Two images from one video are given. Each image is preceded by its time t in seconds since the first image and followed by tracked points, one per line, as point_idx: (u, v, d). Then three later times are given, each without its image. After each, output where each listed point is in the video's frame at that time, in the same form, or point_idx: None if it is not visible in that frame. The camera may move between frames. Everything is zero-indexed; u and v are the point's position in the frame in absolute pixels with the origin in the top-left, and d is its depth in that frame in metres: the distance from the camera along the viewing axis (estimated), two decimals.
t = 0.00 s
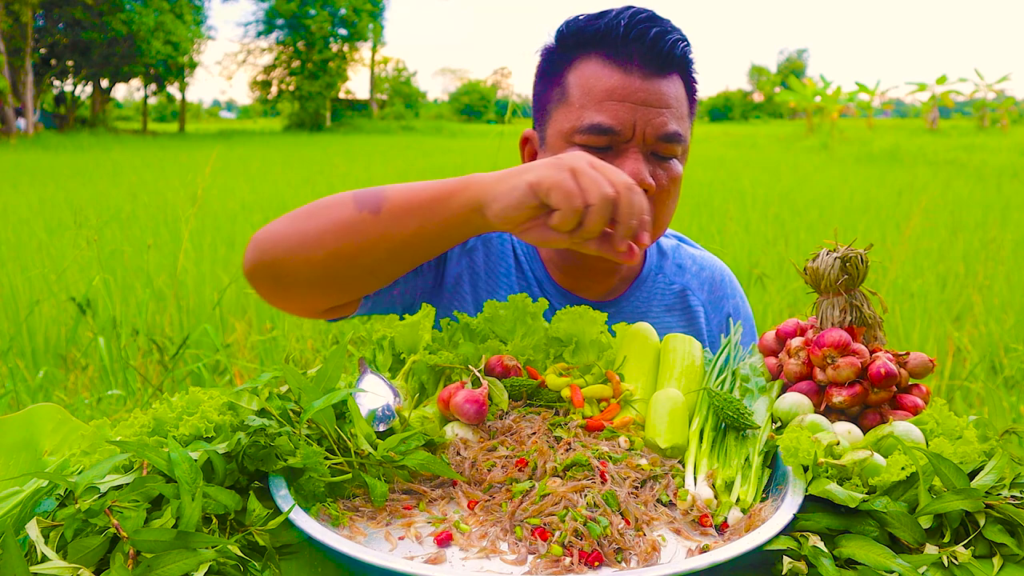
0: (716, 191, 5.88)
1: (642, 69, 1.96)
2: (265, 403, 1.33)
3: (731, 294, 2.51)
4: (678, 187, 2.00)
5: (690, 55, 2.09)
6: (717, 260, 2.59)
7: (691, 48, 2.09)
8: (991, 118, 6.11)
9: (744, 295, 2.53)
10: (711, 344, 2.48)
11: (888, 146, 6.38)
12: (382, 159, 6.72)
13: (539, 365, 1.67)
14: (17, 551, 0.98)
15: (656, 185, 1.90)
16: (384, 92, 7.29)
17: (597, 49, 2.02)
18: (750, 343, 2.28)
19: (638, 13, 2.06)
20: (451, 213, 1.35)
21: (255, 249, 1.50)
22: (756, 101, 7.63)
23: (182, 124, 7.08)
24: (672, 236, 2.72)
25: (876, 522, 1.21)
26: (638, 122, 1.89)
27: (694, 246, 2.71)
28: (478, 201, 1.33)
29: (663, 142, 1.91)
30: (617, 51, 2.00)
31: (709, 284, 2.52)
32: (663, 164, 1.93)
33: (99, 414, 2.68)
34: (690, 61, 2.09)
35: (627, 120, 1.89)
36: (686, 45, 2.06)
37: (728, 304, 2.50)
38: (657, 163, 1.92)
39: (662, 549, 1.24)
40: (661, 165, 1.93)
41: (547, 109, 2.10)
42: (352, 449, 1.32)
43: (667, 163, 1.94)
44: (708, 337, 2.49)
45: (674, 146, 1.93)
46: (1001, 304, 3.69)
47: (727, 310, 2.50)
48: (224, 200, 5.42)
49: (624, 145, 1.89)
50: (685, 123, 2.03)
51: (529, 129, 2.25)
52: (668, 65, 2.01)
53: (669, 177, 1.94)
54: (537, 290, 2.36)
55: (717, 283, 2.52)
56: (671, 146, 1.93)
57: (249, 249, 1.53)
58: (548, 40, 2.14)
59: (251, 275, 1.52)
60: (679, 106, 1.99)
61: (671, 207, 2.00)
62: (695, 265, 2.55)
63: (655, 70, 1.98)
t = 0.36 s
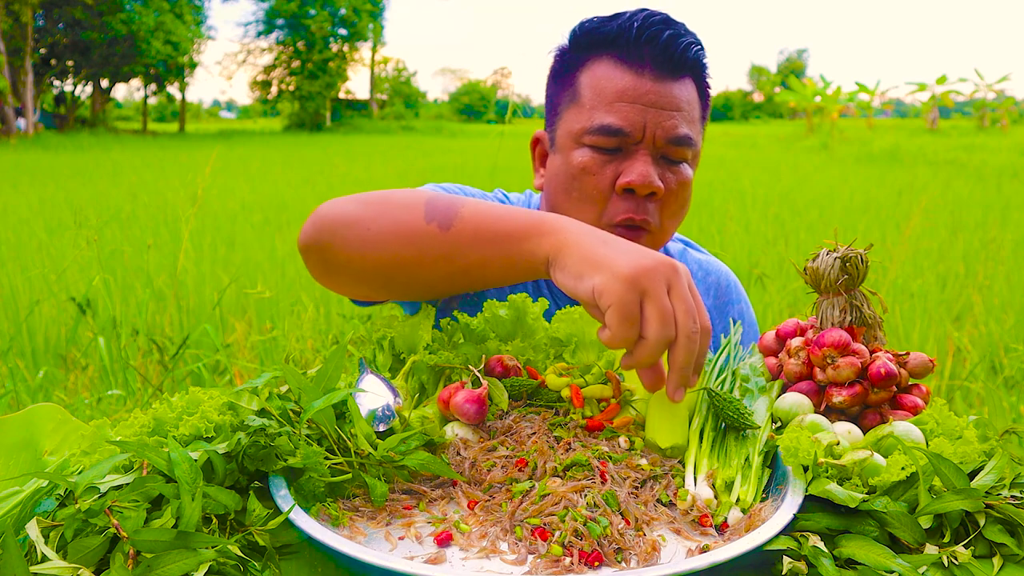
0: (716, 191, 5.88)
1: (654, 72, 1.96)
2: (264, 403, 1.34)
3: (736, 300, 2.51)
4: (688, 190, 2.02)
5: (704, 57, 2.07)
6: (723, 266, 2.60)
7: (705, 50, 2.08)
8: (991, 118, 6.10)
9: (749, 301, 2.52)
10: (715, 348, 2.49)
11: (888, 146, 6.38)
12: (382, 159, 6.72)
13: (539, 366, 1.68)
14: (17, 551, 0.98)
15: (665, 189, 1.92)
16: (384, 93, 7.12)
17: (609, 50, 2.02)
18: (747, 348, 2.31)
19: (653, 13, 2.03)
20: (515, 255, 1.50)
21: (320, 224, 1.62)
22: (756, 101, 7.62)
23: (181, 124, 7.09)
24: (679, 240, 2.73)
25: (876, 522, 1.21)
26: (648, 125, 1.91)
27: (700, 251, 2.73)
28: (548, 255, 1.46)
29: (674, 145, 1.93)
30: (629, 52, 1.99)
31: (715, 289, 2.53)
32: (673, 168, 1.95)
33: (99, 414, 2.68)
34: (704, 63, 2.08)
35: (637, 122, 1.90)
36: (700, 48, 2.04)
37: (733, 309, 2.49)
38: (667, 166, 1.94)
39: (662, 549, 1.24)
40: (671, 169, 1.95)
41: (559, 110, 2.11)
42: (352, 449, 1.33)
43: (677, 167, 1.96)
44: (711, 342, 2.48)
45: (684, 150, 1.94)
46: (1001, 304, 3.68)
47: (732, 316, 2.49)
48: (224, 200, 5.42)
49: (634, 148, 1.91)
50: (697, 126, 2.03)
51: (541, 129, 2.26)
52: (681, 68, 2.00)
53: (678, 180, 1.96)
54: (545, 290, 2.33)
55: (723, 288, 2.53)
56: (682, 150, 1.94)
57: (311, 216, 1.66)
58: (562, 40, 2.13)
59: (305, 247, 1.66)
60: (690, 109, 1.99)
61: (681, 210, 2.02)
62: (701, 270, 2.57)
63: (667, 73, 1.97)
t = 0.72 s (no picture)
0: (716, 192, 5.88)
1: (659, 77, 1.95)
2: (264, 403, 1.34)
3: (739, 302, 2.51)
4: (691, 196, 2.02)
5: (711, 63, 2.06)
6: (726, 268, 2.60)
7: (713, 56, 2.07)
8: (991, 118, 6.11)
9: (752, 304, 2.52)
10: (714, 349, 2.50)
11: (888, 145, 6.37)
12: (382, 158, 6.72)
13: (539, 366, 1.68)
14: (17, 551, 0.98)
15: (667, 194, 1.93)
16: (384, 93, 7.04)
17: (615, 53, 2.02)
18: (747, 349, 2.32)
19: (661, 17, 2.02)
20: (522, 266, 1.54)
21: (326, 228, 1.62)
22: (756, 101, 7.62)
23: (182, 124, 7.09)
24: (682, 242, 2.73)
25: (876, 522, 1.21)
26: (652, 131, 1.90)
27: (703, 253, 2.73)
28: (555, 267, 1.50)
29: (677, 151, 1.92)
30: (635, 57, 1.98)
31: (718, 292, 2.53)
32: (676, 173, 1.95)
33: (99, 414, 2.68)
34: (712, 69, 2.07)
35: (640, 128, 1.90)
36: (707, 53, 2.03)
37: (735, 312, 2.49)
38: (670, 172, 1.95)
39: (662, 549, 1.24)
40: (674, 174, 1.95)
41: (564, 111, 2.12)
42: (351, 449, 1.33)
43: (679, 173, 1.96)
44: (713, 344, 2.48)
45: (687, 156, 1.94)
46: (1001, 304, 3.69)
47: (735, 318, 2.49)
48: (224, 200, 5.43)
49: (636, 153, 1.92)
50: (702, 131, 2.02)
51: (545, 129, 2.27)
52: (686, 74, 1.99)
53: (681, 186, 1.96)
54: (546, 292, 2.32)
55: (726, 291, 2.53)
56: (685, 156, 1.94)
57: (315, 219, 1.65)
58: (571, 41, 2.13)
59: (310, 251, 1.65)
60: (696, 114, 1.99)
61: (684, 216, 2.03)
62: (704, 273, 2.57)
63: (672, 79, 1.97)
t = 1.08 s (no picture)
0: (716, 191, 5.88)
1: (661, 74, 1.95)
2: (264, 403, 1.34)
3: (738, 300, 2.52)
4: (692, 194, 2.01)
5: (714, 62, 2.06)
6: (725, 266, 2.60)
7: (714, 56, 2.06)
8: (991, 117, 6.11)
9: (751, 302, 2.53)
10: (715, 347, 2.51)
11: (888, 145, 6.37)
12: (382, 159, 6.71)
13: (539, 365, 1.68)
14: (17, 550, 0.98)
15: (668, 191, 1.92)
16: (384, 92, 7.08)
17: (617, 51, 2.02)
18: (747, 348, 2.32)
19: (665, 16, 2.02)
20: (480, 257, 1.54)
21: (293, 250, 1.69)
22: (755, 101, 7.64)
23: (181, 124, 7.08)
24: (681, 241, 2.73)
25: (876, 522, 1.21)
26: (653, 128, 1.90)
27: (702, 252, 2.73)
28: (509, 255, 1.51)
29: (678, 149, 1.92)
30: (637, 54, 1.98)
31: (717, 290, 2.53)
32: (677, 171, 1.95)
33: (99, 414, 2.68)
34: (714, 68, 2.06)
35: (642, 124, 1.90)
36: (709, 52, 2.03)
37: (735, 310, 2.50)
38: (671, 169, 1.94)
39: (662, 549, 1.24)
40: (675, 171, 1.94)
41: (566, 109, 2.12)
42: (352, 449, 1.33)
43: (680, 170, 1.95)
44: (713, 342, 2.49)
45: (689, 153, 1.94)
46: (1001, 304, 3.68)
47: (734, 316, 2.50)
48: (224, 200, 5.43)
49: (638, 149, 1.91)
50: (703, 130, 2.02)
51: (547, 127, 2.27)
52: (688, 72, 1.99)
53: (682, 183, 1.95)
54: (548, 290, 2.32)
55: (725, 289, 2.53)
56: (685, 153, 1.94)
57: (291, 233, 1.72)
58: (573, 39, 2.14)
59: (288, 265, 1.72)
60: (697, 113, 1.98)
61: (685, 213, 2.02)
62: (703, 271, 2.56)
63: (674, 76, 1.97)
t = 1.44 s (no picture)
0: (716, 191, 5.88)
1: (655, 64, 1.97)
2: (264, 403, 1.33)
3: (737, 300, 2.54)
4: (680, 185, 1.99)
5: (713, 60, 2.06)
6: (724, 265, 2.61)
7: (715, 53, 2.07)
8: (991, 118, 6.14)
9: (750, 301, 2.55)
10: (714, 346, 2.52)
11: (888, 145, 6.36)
12: (382, 159, 6.71)
13: (539, 366, 1.68)
14: (17, 550, 0.98)
15: (650, 177, 1.91)
16: (384, 92, 7.17)
17: (615, 42, 2.05)
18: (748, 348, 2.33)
19: (666, 12, 2.05)
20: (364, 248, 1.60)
21: (238, 287, 1.87)
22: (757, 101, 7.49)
23: (181, 124, 7.07)
24: (681, 239, 2.72)
25: (876, 522, 1.21)
26: (639, 114, 1.91)
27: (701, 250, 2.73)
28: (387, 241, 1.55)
29: (665, 137, 1.92)
30: (634, 44, 2.01)
31: (717, 289, 2.54)
32: (662, 159, 1.94)
33: (99, 414, 2.68)
34: (713, 66, 2.07)
35: (629, 110, 1.91)
36: (708, 48, 2.04)
37: (734, 310, 2.52)
38: (656, 156, 1.93)
39: (662, 549, 1.24)
40: (661, 159, 1.93)
41: (564, 96, 2.15)
42: (352, 449, 1.32)
43: (666, 158, 1.94)
44: (713, 341, 2.51)
45: (676, 142, 1.93)
46: (1001, 304, 3.69)
47: (733, 316, 2.52)
48: (224, 200, 5.43)
49: (623, 134, 1.92)
50: (695, 123, 2.02)
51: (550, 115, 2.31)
52: (684, 66, 2.00)
53: (667, 172, 1.94)
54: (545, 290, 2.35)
55: (724, 289, 2.54)
56: (672, 142, 1.93)
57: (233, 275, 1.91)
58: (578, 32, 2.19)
59: (239, 302, 1.91)
60: (689, 105, 1.99)
61: (669, 204, 2.00)
62: (703, 270, 2.55)
63: (669, 68, 1.98)
